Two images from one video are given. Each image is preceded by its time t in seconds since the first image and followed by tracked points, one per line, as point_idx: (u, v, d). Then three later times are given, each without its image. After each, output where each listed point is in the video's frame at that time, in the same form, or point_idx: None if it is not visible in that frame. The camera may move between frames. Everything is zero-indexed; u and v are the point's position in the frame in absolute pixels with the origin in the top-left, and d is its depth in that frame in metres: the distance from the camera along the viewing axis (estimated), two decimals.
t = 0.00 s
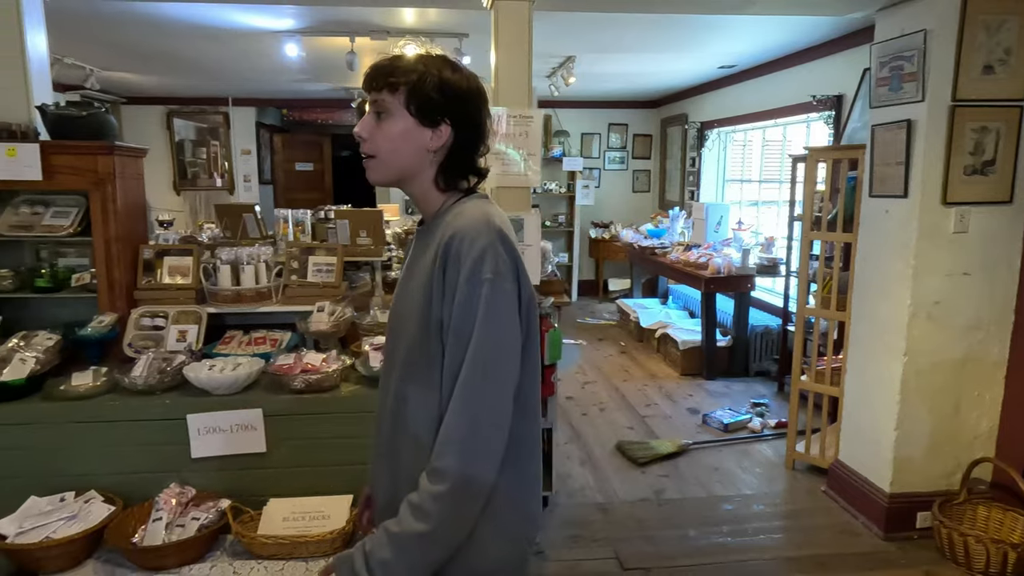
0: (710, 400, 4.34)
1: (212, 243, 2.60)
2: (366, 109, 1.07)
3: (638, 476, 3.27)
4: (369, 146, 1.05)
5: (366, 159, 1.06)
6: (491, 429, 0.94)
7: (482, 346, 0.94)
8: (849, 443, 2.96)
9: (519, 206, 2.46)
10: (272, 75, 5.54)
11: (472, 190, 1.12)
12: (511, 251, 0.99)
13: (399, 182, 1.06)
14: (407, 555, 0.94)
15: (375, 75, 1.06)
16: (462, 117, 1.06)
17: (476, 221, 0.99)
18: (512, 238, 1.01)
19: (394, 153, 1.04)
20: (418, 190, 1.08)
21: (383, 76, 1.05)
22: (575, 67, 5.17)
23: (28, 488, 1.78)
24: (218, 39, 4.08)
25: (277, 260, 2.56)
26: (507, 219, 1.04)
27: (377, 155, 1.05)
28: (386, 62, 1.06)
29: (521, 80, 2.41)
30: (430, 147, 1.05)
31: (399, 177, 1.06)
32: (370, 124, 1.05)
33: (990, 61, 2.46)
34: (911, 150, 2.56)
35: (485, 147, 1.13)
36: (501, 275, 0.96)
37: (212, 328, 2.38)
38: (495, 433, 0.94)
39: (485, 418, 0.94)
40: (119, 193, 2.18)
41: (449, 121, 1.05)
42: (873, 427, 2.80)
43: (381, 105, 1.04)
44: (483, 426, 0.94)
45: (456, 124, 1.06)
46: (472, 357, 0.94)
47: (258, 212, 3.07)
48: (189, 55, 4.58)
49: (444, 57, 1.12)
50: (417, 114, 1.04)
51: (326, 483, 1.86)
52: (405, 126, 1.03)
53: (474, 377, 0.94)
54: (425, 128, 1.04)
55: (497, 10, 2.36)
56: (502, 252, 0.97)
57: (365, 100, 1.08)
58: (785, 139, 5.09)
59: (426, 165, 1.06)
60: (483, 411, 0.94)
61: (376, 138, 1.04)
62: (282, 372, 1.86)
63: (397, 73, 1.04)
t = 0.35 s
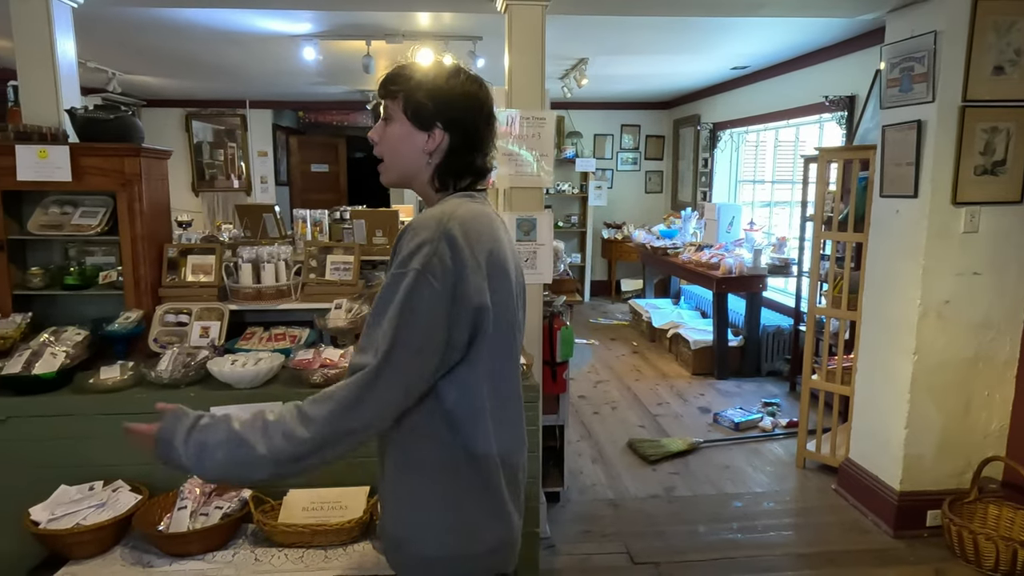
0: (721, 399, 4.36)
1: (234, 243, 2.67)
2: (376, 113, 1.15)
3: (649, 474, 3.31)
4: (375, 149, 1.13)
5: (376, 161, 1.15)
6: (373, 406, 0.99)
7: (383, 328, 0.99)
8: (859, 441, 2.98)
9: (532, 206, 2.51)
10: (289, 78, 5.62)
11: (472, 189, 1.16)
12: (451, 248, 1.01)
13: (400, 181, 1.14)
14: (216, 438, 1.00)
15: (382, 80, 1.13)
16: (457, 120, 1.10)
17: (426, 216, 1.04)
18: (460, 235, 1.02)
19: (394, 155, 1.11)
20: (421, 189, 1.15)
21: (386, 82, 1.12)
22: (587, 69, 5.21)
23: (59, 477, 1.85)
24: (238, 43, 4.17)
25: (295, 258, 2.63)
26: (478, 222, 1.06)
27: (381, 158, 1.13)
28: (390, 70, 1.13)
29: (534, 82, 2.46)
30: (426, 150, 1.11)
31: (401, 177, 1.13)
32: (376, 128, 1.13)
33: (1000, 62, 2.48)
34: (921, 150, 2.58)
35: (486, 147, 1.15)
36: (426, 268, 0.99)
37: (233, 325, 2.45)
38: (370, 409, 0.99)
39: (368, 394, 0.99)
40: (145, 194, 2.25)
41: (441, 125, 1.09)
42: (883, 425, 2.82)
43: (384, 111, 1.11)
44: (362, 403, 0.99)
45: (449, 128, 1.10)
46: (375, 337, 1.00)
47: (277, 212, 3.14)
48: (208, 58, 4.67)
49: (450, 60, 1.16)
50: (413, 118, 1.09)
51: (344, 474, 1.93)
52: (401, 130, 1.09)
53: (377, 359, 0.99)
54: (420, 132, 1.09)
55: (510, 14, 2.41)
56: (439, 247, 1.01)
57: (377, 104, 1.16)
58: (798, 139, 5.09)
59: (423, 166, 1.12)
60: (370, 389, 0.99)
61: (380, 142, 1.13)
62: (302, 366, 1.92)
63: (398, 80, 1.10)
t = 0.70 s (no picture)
0: (727, 398, 4.38)
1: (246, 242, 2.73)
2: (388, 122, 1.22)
3: (654, 471, 3.34)
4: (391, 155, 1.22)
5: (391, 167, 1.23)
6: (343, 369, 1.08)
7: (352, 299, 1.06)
8: (863, 440, 3.01)
9: (538, 206, 2.56)
10: (300, 80, 5.70)
11: (479, 188, 1.20)
12: (429, 237, 1.07)
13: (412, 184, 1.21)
14: (147, 291, 1.04)
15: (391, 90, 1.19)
16: (457, 122, 1.14)
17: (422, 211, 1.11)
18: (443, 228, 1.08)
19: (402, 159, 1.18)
20: (431, 192, 1.21)
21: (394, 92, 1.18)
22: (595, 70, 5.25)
23: (78, 468, 1.91)
24: (250, 47, 4.24)
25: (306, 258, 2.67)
26: (472, 221, 1.10)
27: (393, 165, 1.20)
28: (396, 80, 1.19)
29: (539, 85, 2.51)
30: (430, 154, 1.16)
31: (412, 182, 1.20)
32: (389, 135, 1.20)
33: (1002, 63, 2.50)
34: (924, 151, 2.60)
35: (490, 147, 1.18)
36: (404, 251, 1.06)
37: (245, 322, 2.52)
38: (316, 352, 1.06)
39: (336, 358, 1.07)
40: (161, 195, 2.32)
41: (441, 129, 1.14)
42: (886, 424, 2.84)
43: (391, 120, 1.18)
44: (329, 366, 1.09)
45: (449, 131, 1.14)
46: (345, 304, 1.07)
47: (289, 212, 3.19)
48: (221, 61, 4.75)
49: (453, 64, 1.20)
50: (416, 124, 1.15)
51: (352, 468, 1.97)
52: (407, 136, 1.16)
53: (343, 323, 1.06)
54: (423, 138, 1.15)
55: (517, 18, 2.47)
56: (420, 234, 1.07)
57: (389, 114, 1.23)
58: (805, 140, 5.11)
59: (429, 169, 1.17)
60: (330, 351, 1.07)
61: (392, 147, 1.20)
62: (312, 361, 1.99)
63: (401, 89, 1.16)
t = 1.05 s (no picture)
0: (734, 398, 4.39)
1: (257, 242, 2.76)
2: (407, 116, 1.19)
3: (661, 469, 3.36)
4: (410, 154, 1.18)
5: (406, 163, 1.20)
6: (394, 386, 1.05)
7: (402, 306, 1.05)
8: (869, 438, 3.01)
9: (544, 206, 2.58)
10: (309, 82, 5.74)
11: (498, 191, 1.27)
12: (470, 238, 1.09)
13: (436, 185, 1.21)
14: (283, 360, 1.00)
15: (422, 86, 1.17)
16: (496, 130, 1.20)
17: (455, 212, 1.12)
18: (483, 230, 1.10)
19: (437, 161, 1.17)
20: (451, 192, 1.22)
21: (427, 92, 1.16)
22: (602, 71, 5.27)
23: (93, 462, 1.95)
24: (260, 49, 4.29)
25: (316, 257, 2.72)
26: (501, 223, 1.13)
27: (418, 162, 1.18)
28: (428, 76, 1.17)
29: (546, 85, 2.54)
30: (465, 157, 1.19)
31: (435, 181, 1.20)
32: (412, 134, 1.17)
33: (1008, 62, 2.50)
34: (929, 151, 2.61)
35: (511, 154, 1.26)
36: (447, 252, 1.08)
37: (255, 320, 2.56)
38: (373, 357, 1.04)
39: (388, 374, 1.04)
40: (174, 194, 2.35)
41: (485, 135, 1.18)
42: (892, 422, 2.85)
43: (424, 118, 1.16)
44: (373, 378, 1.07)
45: (490, 138, 1.19)
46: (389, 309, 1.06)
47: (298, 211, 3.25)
48: (231, 63, 4.80)
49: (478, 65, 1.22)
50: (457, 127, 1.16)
51: (360, 463, 2.00)
52: (444, 136, 1.16)
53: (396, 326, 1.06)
54: (463, 140, 1.17)
55: (524, 20, 2.50)
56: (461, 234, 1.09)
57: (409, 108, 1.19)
58: (813, 140, 5.10)
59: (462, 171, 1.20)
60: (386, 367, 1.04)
61: (415, 147, 1.17)
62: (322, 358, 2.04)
63: (440, 88, 1.15)
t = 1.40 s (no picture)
0: (740, 398, 4.39)
1: (263, 241, 2.79)
2: (449, 114, 1.13)
3: (666, 469, 3.36)
4: (453, 154, 1.12)
5: (445, 164, 1.13)
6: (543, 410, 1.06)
7: (545, 328, 1.05)
8: (876, 438, 3.00)
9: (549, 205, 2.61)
10: (316, 83, 5.77)
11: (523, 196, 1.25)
12: (571, 249, 1.12)
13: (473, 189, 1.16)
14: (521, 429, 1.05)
15: (472, 83, 1.12)
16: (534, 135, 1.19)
17: (543, 223, 1.12)
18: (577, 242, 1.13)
19: (482, 163, 1.13)
20: (486, 196, 1.17)
21: (476, 90, 1.11)
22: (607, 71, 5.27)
23: (100, 459, 1.97)
24: (268, 51, 4.32)
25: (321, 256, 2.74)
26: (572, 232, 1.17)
27: (462, 164, 1.12)
28: (476, 73, 1.12)
29: (551, 85, 2.57)
30: (507, 160, 1.17)
31: (477, 183, 1.15)
32: (457, 135, 1.12)
33: (1015, 61, 2.49)
34: (935, 150, 2.60)
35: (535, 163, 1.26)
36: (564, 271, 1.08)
37: (262, 319, 2.58)
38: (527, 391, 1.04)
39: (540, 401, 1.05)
40: (181, 194, 2.38)
41: (527, 138, 1.18)
42: (898, 422, 2.84)
43: (474, 118, 1.12)
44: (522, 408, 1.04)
45: (530, 140, 1.19)
46: (533, 333, 1.05)
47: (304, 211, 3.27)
48: (239, 65, 4.84)
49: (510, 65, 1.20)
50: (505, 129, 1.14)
51: (364, 460, 2.01)
52: (492, 137, 1.13)
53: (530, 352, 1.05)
54: (508, 142, 1.15)
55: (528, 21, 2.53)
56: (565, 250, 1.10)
57: (451, 106, 1.13)
58: (819, 140, 5.09)
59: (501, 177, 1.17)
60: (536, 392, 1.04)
61: (460, 146, 1.12)
62: (327, 357, 2.06)
63: (492, 87, 1.12)
